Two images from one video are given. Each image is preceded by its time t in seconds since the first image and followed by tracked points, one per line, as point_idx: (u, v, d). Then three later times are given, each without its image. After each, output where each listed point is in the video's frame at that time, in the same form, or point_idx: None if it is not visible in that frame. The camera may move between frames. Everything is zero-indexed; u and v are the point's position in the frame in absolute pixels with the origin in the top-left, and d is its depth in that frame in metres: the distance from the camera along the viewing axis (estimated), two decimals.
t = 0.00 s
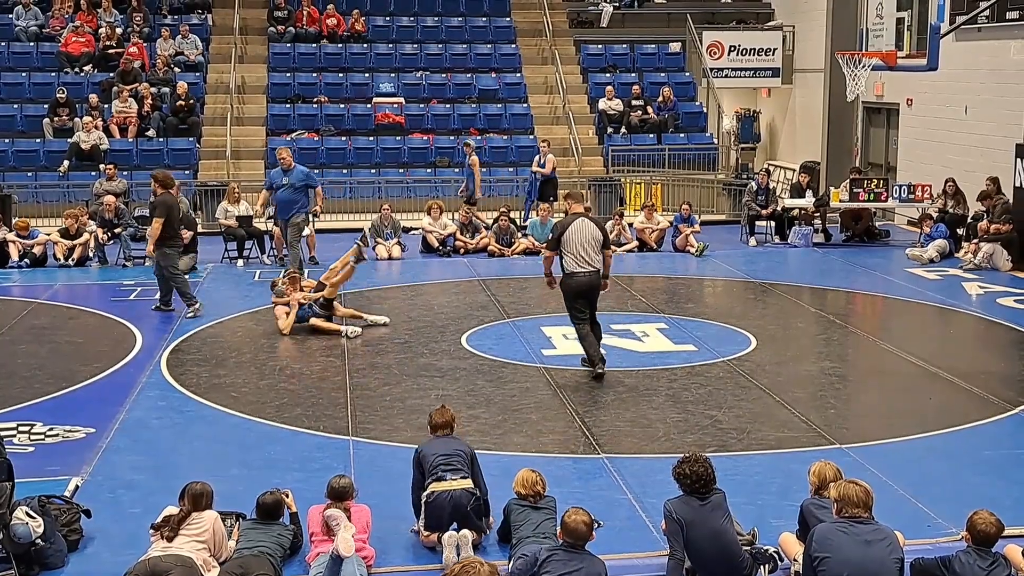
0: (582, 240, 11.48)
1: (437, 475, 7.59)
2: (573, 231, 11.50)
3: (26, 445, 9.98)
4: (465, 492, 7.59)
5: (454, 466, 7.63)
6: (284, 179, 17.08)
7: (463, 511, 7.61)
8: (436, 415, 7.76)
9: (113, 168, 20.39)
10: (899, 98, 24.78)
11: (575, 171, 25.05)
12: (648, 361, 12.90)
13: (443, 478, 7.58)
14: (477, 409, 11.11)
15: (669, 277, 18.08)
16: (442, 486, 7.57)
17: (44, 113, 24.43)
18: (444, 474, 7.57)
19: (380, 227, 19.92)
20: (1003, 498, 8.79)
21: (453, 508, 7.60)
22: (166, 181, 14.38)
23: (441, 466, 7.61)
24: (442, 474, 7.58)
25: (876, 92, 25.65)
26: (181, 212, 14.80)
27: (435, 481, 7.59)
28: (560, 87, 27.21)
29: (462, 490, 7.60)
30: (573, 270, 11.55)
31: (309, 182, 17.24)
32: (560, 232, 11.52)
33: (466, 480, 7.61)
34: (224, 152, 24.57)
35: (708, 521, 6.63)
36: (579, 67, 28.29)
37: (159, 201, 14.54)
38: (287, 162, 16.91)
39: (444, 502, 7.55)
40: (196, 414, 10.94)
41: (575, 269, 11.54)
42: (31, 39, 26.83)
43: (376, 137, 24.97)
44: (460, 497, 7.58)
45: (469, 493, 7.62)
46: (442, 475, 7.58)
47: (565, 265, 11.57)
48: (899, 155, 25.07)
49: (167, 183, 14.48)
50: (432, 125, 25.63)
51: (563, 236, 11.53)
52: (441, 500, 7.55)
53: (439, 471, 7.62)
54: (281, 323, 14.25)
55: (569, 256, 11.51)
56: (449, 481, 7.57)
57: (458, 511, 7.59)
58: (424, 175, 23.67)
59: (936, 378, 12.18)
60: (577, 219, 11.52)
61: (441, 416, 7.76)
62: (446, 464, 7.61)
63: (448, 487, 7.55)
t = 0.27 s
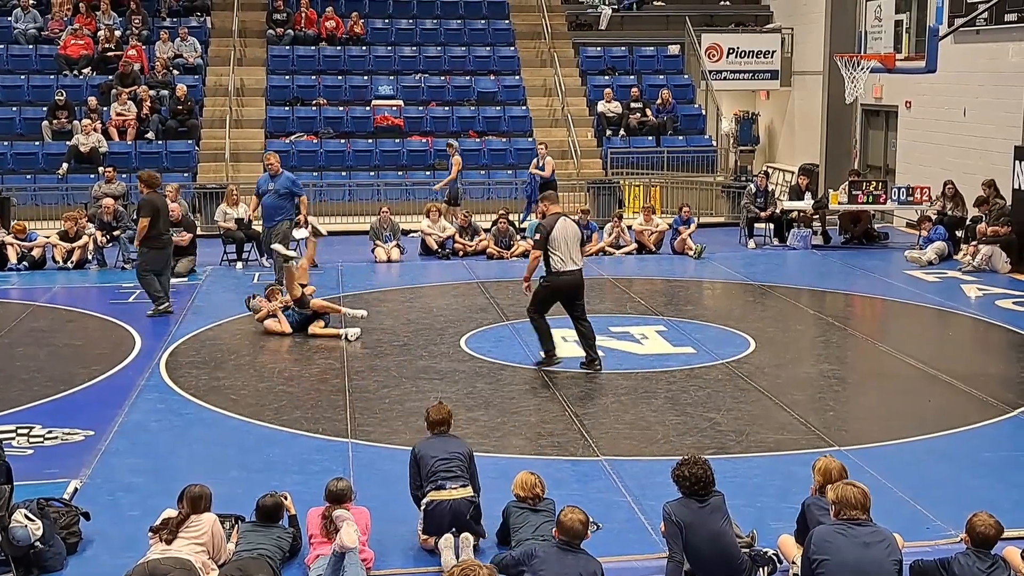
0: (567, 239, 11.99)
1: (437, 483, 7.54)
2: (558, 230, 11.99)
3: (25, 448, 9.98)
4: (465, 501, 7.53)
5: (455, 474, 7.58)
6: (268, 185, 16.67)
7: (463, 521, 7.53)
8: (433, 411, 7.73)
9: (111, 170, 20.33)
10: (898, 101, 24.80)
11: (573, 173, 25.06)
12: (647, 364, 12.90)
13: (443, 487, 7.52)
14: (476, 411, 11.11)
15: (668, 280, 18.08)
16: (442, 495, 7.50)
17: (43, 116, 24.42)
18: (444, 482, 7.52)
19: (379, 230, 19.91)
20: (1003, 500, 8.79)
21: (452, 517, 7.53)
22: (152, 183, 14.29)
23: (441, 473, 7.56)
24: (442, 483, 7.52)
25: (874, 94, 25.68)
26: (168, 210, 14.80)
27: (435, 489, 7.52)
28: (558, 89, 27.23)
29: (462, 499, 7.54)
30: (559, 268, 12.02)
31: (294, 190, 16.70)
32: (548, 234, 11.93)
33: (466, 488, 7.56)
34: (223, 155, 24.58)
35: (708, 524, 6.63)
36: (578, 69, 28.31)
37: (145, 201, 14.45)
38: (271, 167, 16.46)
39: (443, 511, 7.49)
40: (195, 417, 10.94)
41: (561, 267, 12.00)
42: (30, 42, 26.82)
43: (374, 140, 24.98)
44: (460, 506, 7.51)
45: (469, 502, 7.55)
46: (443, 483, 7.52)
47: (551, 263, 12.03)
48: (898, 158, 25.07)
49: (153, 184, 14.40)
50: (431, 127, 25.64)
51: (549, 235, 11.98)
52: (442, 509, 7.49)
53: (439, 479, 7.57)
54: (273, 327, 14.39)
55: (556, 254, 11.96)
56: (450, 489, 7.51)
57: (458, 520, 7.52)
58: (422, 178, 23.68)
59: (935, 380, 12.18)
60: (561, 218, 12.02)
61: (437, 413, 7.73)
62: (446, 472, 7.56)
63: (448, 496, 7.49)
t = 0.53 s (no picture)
0: (527, 245, 12.07)
1: (442, 512, 7.47)
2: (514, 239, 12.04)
3: (23, 451, 9.97)
4: (468, 530, 7.51)
5: (460, 503, 7.54)
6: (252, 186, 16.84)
7: (466, 548, 7.52)
8: (434, 450, 7.61)
9: (110, 173, 20.18)
10: (895, 103, 24.84)
11: (571, 175, 25.08)
12: (644, 366, 12.91)
13: (448, 515, 7.47)
14: (473, 414, 11.12)
15: (666, 282, 18.10)
16: (447, 523, 7.45)
17: (40, 119, 24.42)
18: (450, 511, 7.47)
19: (376, 232, 19.93)
20: (1000, 503, 8.80)
21: (454, 545, 7.50)
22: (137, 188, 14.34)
23: (447, 502, 7.50)
24: (448, 511, 7.47)
25: (871, 96, 25.71)
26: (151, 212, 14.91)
27: (441, 517, 7.46)
28: (556, 92, 27.25)
29: (467, 528, 7.51)
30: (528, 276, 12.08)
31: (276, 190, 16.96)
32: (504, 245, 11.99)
33: (470, 517, 7.53)
34: (220, 157, 24.59)
35: (705, 526, 6.63)
36: (575, 72, 28.34)
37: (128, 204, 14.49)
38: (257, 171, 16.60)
39: (447, 540, 7.46)
40: (192, 420, 10.94)
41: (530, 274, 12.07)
42: (27, 44, 26.82)
43: (372, 143, 24.99)
44: (463, 535, 7.49)
45: (473, 531, 7.53)
46: (448, 511, 7.47)
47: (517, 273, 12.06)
48: (895, 159, 25.11)
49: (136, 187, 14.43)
50: (429, 130, 25.65)
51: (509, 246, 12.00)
52: (446, 538, 7.45)
53: (444, 507, 7.51)
54: (261, 329, 14.38)
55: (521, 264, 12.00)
56: (455, 518, 7.47)
57: (460, 547, 7.51)
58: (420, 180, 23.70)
59: (933, 383, 12.19)
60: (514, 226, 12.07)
61: (438, 453, 7.61)
62: (451, 500, 7.51)
63: (453, 525, 7.46)
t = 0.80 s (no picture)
0: (472, 247, 12.34)
1: (439, 522, 7.46)
2: (459, 242, 12.34)
3: (19, 454, 9.96)
4: (466, 541, 7.47)
5: (457, 515, 7.53)
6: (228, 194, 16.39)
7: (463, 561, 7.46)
8: (431, 464, 7.68)
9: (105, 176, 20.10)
10: (891, 105, 24.89)
11: (567, 178, 25.10)
12: (640, 369, 12.92)
13: (446, 526, 7.45)
14: (470, 417, 11.13)
15: (662, 285, 18.11)
16: (444, 533, 7.42)
17: (36, 122, 24.41)
18: (447, 521, 7.46)
19: (372, 235, 19.96)
20: (997, 505, 8.82)
21: (451, 556, 7.45)
22: (120, 189, 14.54)
23: (444, 513, 7.50)
24: (445, 522, 7.45)
25: (868, 99, 25.75)
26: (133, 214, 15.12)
27: (438, 528, 7.44)
28: (552, 95, 27.27)
29: (464, 540, 7.47)
30: (477, 278, 12.31)
31: (251, 199, 16.34)
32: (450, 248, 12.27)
33: (468, 527, 7.52)
34: (216, 160, 24.60)
35: (701, 529, 6.64)
36: (571, 75, 28.36)
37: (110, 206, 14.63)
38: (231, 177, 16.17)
39: (446, 551, 7.42)
40: (188, 423, 10.94)
41: (478, 276, 12.30)
42: (23, 47, 26.80)
43: (368, 145, 25.00)
44: (461, 547, 7.44)
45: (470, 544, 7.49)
46: (446, 522, 7.45)
47: (464, 275, 12.30)
48: (891, 162, 25.14)
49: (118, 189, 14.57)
50: (425, 133, 25.67)
51: (454, 249, 12.29)
52: (443, 548, 7.41)
53: (441, 518, 7.50)
54: (255, 330, 14.44)
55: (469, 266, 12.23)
56: (452, 529, 7.44)
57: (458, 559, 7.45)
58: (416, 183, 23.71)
59: (930, 386, 12.22)
60: (458, 230, 12.40)
61: (435, 466, 7.68)
62: (448, 510, 7.51)
63: (450, 536, 7.42)
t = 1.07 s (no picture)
0: (413, 252, 12.23)
1: (440, 522, 7.48)
2: (402, 246, 12.15)
3: (16, 456, 9.96)
4: (467, 541, 7.49)
5: (457, 516, 7.56)
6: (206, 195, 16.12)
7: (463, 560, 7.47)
8: (432, 468, 7.70)
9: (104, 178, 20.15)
10: (889, 108, 24.90)
11: (565, 181, 25.10)
12: (638, 371, 12.91)
13: (447, 526, 7.46)
14: (468, 419, 11.12)
15: (660, 287, 18.11)
16: (445, 533, 7.43)
17: (35, 124, 24.41)
18: (448, 521, 7.48)
19: (371, 237, 19.96)
20: (995, 507, 8.83)
21: (452, 555, 7.46)
22: (109, 189, 14.74)
23: (445, 513, 7.52)
24: (447, 522, 7.47)
25: (866, 101, 25.77)
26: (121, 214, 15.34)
27: (439, 527, 7.46)
28: (550, 97, 27.28)
29: (465, 540, 7.49)
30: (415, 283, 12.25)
31: (230, 199, 16.14)
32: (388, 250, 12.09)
33: (468, 528, 7.53)
34: (214, 162, 24.60)
35: (699, 531, 6.64)
36: (570, 77, 28.37)
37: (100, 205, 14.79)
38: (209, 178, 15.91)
39: (446, 551, 7.42)
40: (186, 425, 10.93)
41: (417, 282, 12.25)
42: (22, 50, 26.81)
43: (367, 148, 25.00)
44: (461, 547, 7.46)
45: (471, 544, 7.51)
46: (447, 522, 7.47)
47: (402, 280, 12.17)
48: (889, 164, 25.16)
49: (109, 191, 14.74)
50: (423, 135, 25.68)
51: (397, 253, 12.10)
52: (444, 547, 7.42)
53: (443, 519, 7.52)
54: (257, 330, 14.44)
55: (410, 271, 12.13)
56: (453, 529, 7.45)
57: (458, 558, 7.46)
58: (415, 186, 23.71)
59: (928, 388, 12.22)
60: (401, 233, 12.18)
61: (436, 471, 7.70)
62: (449, 512, 7.53)
63: (452, 535, 7.43)
